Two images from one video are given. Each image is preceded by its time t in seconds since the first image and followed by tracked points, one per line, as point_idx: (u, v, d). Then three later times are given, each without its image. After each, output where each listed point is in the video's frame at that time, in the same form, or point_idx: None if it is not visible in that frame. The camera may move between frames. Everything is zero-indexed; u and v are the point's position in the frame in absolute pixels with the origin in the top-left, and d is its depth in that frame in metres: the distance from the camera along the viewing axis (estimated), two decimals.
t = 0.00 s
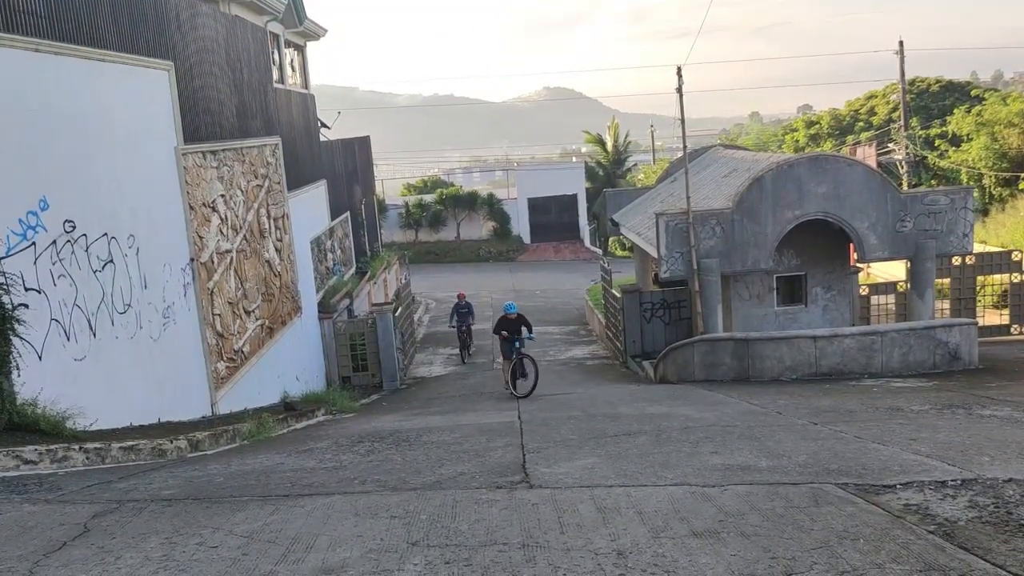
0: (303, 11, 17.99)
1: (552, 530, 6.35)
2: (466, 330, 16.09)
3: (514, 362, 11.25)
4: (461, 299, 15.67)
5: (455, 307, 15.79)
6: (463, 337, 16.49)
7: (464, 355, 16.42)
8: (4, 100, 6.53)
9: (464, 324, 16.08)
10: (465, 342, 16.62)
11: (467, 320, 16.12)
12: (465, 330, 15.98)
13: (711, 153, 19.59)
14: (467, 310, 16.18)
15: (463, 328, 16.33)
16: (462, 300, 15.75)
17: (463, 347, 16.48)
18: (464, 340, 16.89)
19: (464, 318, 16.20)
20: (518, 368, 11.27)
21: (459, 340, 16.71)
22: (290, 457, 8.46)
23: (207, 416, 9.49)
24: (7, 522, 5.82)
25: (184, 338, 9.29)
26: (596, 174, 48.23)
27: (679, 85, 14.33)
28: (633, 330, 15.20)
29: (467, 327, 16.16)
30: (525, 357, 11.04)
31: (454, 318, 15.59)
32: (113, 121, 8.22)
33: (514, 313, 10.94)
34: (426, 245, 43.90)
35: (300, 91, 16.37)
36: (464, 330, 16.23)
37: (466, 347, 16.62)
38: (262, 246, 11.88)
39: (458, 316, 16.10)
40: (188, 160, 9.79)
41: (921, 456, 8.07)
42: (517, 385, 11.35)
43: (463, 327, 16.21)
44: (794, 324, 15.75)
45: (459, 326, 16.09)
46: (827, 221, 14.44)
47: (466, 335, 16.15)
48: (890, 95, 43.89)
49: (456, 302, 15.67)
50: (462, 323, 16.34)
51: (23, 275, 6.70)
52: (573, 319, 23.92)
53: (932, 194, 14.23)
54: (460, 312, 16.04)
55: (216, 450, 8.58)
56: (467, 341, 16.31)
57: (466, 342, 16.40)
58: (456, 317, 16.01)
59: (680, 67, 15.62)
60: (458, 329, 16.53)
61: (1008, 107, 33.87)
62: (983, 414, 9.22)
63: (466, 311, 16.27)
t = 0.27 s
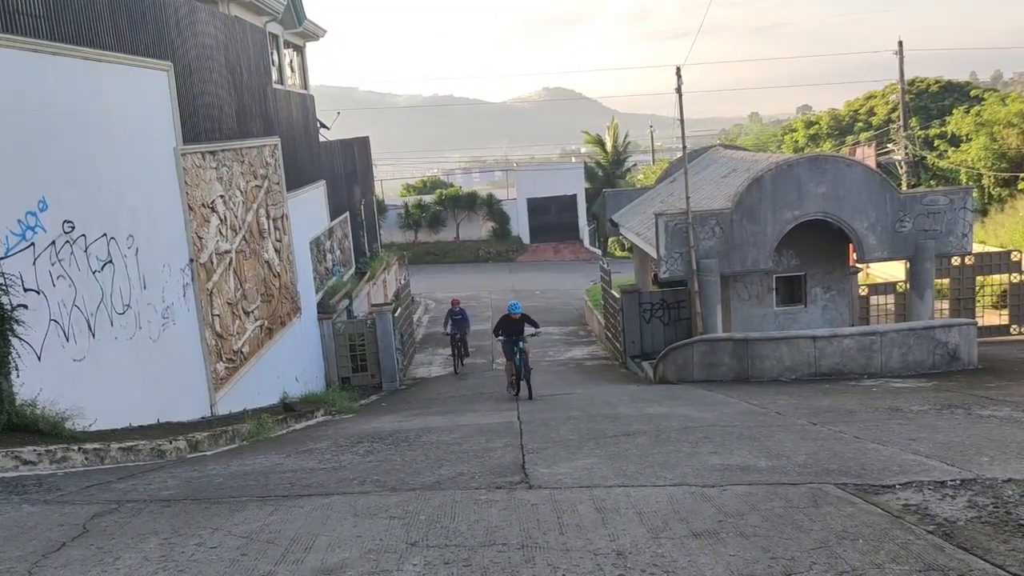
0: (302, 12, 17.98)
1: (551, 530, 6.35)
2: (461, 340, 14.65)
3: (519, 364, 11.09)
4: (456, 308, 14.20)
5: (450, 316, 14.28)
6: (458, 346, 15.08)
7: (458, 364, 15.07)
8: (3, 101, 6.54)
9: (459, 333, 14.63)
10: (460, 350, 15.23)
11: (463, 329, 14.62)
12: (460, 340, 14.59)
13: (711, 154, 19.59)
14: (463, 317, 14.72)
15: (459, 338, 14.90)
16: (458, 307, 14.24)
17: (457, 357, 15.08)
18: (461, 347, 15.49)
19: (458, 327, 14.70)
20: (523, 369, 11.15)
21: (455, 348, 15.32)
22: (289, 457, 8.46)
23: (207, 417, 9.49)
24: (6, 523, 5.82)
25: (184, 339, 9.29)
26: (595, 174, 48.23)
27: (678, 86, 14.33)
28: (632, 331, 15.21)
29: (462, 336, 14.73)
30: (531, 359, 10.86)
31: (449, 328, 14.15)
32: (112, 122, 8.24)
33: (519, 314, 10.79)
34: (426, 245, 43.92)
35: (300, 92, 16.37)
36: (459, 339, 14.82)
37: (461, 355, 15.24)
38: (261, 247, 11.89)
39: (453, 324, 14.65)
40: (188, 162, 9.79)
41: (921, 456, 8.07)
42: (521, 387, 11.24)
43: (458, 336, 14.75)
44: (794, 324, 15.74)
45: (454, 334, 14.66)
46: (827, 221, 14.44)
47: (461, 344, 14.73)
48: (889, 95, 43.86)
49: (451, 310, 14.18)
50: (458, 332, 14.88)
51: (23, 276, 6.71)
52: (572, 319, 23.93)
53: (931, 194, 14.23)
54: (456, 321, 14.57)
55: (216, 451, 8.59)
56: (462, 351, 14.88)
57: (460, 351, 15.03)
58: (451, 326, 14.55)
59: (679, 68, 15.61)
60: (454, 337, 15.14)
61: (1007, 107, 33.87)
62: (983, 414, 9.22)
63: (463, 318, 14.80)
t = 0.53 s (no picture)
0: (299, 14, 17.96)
1: (549, 532, 6.36)
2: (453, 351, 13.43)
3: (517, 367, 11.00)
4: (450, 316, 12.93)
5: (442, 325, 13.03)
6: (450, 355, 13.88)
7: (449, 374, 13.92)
8: None
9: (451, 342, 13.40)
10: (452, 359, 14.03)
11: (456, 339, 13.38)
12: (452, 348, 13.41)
13: (708, 156, 19.61)
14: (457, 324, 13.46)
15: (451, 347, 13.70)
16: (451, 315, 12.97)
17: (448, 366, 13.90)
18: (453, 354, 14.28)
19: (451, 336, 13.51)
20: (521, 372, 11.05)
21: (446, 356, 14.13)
22: (287, 460, 8.46)
23: (204, 419, 9.48)
24: (4, 526, 5.82)
25: (181, 341, 9.27)
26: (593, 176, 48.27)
27: (675, 87, 14.36)
28: (630, 332, 15.20)
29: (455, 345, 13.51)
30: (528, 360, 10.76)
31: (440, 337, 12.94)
32: (110, 124, 8.23)
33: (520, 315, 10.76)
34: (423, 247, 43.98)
35: (297, 95, 16.36)
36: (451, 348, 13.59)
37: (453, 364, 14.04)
38: (259, 249, 11.89)
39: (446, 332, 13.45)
40: (185, 164, 9.78)
41: (918, 457, 8.08)
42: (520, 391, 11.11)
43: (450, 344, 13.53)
44: (792, 325, 15.76)
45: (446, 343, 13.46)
46: (824, 222, 14.46)
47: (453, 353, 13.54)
48: (886, 96, 43.94)
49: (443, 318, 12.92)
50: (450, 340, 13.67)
51: (20, 278, 6.70)
52: (570, 321, 23.93)
53: (928, 195, 14.26)
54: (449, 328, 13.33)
55: (213, 453, 8.58)
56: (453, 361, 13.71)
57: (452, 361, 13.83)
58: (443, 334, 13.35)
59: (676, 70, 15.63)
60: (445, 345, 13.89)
61: (1003, 108, 33.98)
62: (979, 415, 9.24)
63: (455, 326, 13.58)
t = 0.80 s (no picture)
0: (291, 17, 17.94)
1: (545, 535, 6.35)
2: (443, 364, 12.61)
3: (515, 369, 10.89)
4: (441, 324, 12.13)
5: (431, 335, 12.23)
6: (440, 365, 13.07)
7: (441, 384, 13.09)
8: None
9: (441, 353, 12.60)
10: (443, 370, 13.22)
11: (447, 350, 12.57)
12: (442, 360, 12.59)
13: (701, 158, 19.65)
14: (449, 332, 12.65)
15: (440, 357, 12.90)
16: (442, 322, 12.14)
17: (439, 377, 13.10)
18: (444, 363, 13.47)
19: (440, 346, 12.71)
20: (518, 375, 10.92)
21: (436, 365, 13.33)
22: (281, 464, 8.43)
23: (198, 424, 9.45)
24: None
25: (175, 345, 9.24)
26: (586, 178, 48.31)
27: (668, 90, 14.38)
28: (624, 334, 15.20)
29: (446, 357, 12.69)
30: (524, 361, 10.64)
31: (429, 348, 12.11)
32: (103, 128, 8.20)
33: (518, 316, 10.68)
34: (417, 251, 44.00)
35: (290, 98, 16.33)
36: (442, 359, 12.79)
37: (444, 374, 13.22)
38: (252, 252, 11.85)
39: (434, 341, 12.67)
40: (178, 167, 9.76)
41: (912, 458, 8.10)
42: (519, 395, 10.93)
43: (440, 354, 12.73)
44: (786, 327, 15.78)
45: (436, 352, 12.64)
46: (817, 224, 14.49)
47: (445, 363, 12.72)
48: (878, 98, 44.07)
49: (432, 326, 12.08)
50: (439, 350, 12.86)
51: (13, 283, 6.67)
52: (564, 323, 23.93)
53: (921, 197, 14.30)
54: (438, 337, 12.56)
55: (208, 457, 8.56)
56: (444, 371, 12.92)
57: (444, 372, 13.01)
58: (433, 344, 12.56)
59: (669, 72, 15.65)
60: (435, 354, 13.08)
61: (995, 110, 34.11)
62: (973, 416, 9.27)
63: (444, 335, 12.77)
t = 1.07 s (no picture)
0: (280, 22, 17.91)
1: (535, 540, 6.33)
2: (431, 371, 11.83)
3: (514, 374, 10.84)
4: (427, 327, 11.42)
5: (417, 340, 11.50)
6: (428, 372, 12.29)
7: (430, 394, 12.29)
8: None
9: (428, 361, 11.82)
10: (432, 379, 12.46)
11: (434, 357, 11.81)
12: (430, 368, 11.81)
13: (690, 161, 19.69)
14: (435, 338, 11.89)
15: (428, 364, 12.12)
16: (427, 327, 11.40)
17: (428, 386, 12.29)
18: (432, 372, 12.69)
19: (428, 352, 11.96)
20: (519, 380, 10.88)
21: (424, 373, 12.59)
22: (270, 470, 8.39)
23: (187, 430, 9.39)
24: None
25: (163, 351, 9.19)
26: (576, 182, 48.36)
27: (657, 93, 14.40)
28: (614, 338, 15.20)
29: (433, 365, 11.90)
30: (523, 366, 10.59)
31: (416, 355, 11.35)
32: (89, 134, 8.16)
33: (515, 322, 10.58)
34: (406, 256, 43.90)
35: (279, 102, 16.29)
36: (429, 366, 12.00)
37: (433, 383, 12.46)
38: (241, 258, 11.81)
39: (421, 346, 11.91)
40: (166, 173, 9.71)
41: (901, 460, 8.12)
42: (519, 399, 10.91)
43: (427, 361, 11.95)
44: (776, 330, 15.80)
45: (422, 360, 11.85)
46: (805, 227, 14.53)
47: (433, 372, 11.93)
48: (866, 101, 44.28)
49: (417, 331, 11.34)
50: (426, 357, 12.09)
51: None
52: (555, 327, 23.92)
53: (909, 199, 14.36)
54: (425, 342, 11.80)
55: (197, 464, 8.52)
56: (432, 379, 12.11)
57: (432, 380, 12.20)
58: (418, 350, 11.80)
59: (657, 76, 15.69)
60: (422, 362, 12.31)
61: (981, 112, 34.31)
62: (962, 417, 9.30)
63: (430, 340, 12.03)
